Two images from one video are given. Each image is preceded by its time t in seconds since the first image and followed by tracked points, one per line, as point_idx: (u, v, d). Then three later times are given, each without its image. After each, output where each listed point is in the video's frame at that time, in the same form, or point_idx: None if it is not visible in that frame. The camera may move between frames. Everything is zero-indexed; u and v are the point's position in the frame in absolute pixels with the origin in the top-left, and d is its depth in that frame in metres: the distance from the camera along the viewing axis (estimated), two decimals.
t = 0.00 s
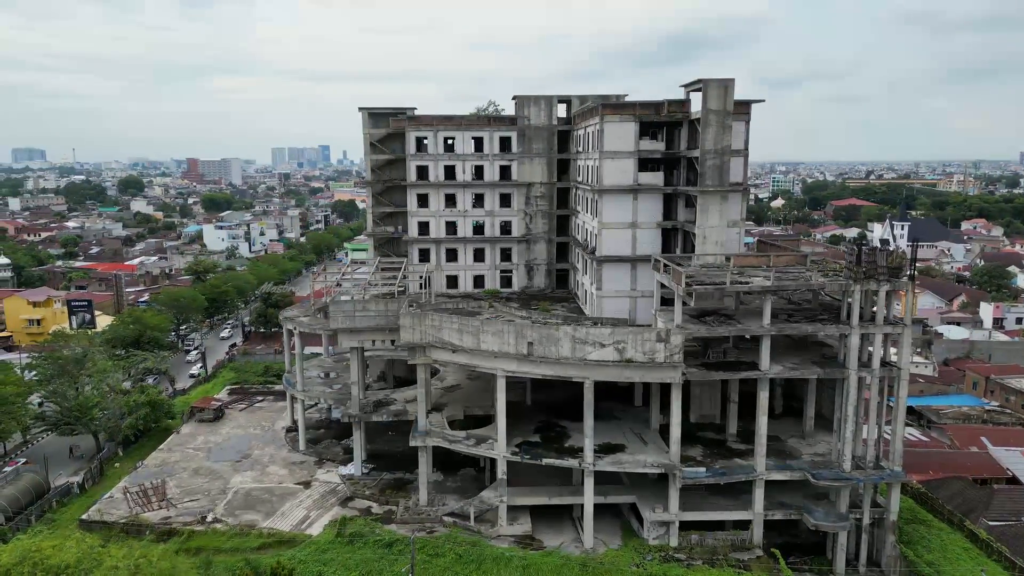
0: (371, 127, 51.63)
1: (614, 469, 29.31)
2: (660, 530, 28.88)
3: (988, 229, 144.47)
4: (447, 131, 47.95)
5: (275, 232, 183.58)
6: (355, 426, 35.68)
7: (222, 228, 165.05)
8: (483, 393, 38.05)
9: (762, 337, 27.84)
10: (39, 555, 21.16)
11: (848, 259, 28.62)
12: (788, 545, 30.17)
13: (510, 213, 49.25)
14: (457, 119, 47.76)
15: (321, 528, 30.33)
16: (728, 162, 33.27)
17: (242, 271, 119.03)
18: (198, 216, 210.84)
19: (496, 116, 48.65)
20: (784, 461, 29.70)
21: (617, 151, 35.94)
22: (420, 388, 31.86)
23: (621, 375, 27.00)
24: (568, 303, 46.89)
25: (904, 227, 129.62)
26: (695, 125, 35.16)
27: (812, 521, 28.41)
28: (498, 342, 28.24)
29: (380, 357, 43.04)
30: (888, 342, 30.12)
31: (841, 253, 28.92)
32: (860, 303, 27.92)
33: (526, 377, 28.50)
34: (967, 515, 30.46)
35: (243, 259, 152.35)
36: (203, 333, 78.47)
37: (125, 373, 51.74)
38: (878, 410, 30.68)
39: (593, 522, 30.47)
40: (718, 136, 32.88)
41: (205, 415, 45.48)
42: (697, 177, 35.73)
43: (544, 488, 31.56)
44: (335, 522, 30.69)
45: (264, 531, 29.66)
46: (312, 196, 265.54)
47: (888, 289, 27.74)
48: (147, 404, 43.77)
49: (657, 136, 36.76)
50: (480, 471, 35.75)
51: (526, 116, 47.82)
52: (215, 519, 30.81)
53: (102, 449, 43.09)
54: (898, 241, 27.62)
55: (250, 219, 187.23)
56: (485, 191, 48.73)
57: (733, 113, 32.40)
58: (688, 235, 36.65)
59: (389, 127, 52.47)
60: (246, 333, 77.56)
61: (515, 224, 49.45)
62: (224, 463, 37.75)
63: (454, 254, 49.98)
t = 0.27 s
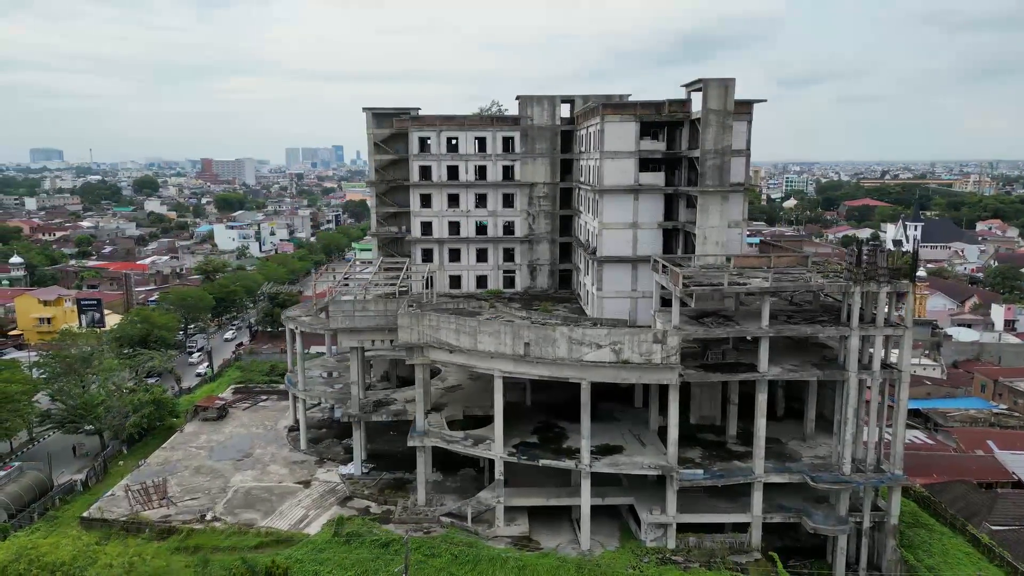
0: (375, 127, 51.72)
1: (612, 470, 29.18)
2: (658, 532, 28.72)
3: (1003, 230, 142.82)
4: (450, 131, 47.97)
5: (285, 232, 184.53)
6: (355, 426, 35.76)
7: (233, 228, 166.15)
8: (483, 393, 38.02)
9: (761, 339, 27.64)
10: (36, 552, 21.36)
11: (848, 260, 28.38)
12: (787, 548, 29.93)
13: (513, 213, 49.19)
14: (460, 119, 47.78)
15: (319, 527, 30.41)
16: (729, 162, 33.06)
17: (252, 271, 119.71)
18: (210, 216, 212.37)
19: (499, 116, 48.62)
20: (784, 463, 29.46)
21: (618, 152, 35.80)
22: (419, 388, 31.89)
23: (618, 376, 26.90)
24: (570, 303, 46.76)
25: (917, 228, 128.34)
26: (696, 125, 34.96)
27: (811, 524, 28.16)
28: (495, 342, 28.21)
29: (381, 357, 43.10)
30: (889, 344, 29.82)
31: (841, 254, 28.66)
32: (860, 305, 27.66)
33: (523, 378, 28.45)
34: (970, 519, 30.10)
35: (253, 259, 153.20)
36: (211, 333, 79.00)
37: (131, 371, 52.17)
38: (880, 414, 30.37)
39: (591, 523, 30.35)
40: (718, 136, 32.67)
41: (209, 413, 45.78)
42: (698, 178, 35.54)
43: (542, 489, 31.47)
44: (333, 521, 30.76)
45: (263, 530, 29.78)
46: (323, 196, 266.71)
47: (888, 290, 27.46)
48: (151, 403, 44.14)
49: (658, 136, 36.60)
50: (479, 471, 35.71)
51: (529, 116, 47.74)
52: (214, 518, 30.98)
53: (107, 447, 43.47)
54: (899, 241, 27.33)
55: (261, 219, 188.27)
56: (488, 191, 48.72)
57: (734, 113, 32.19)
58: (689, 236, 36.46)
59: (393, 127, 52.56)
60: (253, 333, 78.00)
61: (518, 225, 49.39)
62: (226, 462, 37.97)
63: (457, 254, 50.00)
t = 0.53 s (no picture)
0: (379, 127, 51.80)
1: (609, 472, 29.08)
2: (655, 534, 28.63)
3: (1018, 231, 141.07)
4: (453, 131, 48.00)
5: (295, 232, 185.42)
6: (354, 426, 35.83)
7: (243, 228, 167.22)
8: (483, 394, 37.99)
9: (758, 340, 27.45)
10: (32, 548, 21.60)
11: (847, 261, 28.13)
12: (785, 551, 29.71)
13: (515, 214, 49.14)
14: (463, 119, 47.83)
15: (316, 526, 30.49)
16: (729, 163, 32.83)
17: (261, 270, 120.37)
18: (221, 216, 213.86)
19: (502, 116, 48.59)
20: (782, 466, 29.24)
21: (618, 152, 35.65)
22: (416, 389, 31.90)
23: (614, 377, 26.82)
24: (572, 304, 46.62)
25: (929, 229, 127.09)
26: (697, 125, 34.76)
27: (809, 527, 27.94)
28: (492, 343, 28.18)
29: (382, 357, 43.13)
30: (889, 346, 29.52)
31: (841, 255, 28.41)
32: (859, 307, 27.40)
33: (519, 378, 28.41)
34: (972, 523, 29.77)
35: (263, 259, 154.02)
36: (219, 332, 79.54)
37: (137, 370, 52.61)
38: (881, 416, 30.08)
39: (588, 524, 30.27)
40: (718, 136, 32.44)
41: (212, 412, 46.07)
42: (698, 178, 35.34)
43: (540, 490, 31.42)
44: (331, 520, 30.84)
45: (261, 529, 29.92)
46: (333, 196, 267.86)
47: (888, 292, 27.18)
48: (155, 401, 44.47)
49: (659, 136, 36.43)
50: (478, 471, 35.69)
51: (532, 116, 47.66)
52: (213, 516, 31.16)
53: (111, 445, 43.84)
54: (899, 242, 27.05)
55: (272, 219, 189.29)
56: (490, 191, 48.70)
57: (734, 113, 31.97)
58: (689, 236, 36.26)
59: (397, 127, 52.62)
60: (260, 332, 78.45)
61: (521, 225, 49.33)
62: (227, 461, 38.19)
63: (460, 254, 50.00)
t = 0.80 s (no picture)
0: (382, 127, 51.87)
1: (605, 473, 28.99)
2: (651, 536, 28.47)
3: None
4: (455, 131, 48.04)
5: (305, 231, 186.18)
6: (353, 425, 35.92)
7: (253, 228, 168.22)
8: (482, 394, 37.95)
9: (756, 342, 27.28)
10: (28, 545, 21.82)
11: (846, 262, 27.90)
12: (783, 554, 29.50)
13: (518, 214, 49.09)
14: (465, 119, 47.87)
15: (313, 525, 30.61)
16: (728, 163, 32.64)
17: (270, 270, 120.96)
18: (232, 216, 215.16)
19: (504, 116, 48.58)
20: (780, 468, 29.04)
21: (618, 152, 35.53)
22: (414, 388, 31.92)
23: (609, 377, 26.74)
24: (574, 304, 46.49)
25: (942, 229, 125.80)
26: (697, 125, 34.58)
27: (807, 530, 27.75)
28: (488, 343, 28.16)
29: (383, 357, 43.19)
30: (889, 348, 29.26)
31: (840, 257, 28.19)
32: (858, 308, 27.16)
33: (515, 378, 28.37)
34: (974, 527, 29.47)
35: (273, 259, 154.83)
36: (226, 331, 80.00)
37: (143, 368, 53.03)
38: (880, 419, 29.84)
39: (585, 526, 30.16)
40: (718, 136, 32.25)
41: (215, 411, 46.36)
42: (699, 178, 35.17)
43: (537, 491, 31.37)
44: (329, 519, 30.93)
45: (259, 527, 30.06)
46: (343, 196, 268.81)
47: (887, 294, 26.93)
48: (159, 399, 44.81)
49: (659, 136, 36.27)
50: (477, 471, 35.68)
51: (534, 116, 47.58)
52: (212, 514, 31.34)
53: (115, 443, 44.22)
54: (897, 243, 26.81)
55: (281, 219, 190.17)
56: (493, 191, 48.70)
57: (733, 112, 31.76)
58: (690, 236, 36.08)
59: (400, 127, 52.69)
60: (267, 331, 78.86)
61: (523, 225, 49.28)
62: (228, 459, 38.41)
63: (462, 254, 50.01)
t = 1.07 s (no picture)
0: (386, 128, 51.92)
1: (601, 474, 28.90)
2: (647, 537, 28.30)
3: None
4: (457, 132, 48.08)
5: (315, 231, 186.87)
6: (352, 425, 36.03)
7: (263, 227, 169.07)
8: (481, 394, 37.95)
9: (752, 343, 27.13)
10: (23, 541, 22.05)
11: (845, 263, 27.68)
12: (781, 557, 29.27)
13: (520, 214, 49.03)
14: (467, 120, 47.89)
15: (310, 524, 30.73)
16: (727, 163, 32.46)
17: (279, 269, 121.48)
18: (242, 216, 216.40)
19: (507, 116, 48.53)
20: (778, 470, 28.85)
21: (617, 152, 35.41)
22: (411, 388, 31.96)
23: (604, 378, 26.67)
24: (575, 305, 46.37)
25: (954, 230, 124.55)
26: (696, 125, 34.41)
27: (804, 533, 27.53)
28: (484, 343, 28.17)
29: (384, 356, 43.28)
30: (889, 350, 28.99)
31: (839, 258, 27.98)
32: (856, 310, 26.94)
33: (511, 378, 28.36)
34: (975, 531, 29.14)
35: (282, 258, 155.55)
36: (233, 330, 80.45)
37: (148, 367, 53.49)
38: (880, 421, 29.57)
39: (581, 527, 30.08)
40: (717, 136, 32.07)
41: (218, 409, 46.65)
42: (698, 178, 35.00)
43: (534, 491, 31.33)
44: (325, 518, 31.02)
45: (256, 525, 30.22)
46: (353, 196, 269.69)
47: (885, 295, 26.69)
48: (162, 398, 45.14)
49: (659, 136, 36.11)
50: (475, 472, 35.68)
51: (536, 117, 47.49)
52: (210, 512, 31.54)
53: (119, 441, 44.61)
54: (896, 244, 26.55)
55: (291, 218, 190.98)
56: (495, 191, 48.68)
57: (733, 112, 31.57)
58: (690, 237, 35.91)
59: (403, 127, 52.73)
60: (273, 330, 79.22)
61: (525, 225, 49.22)
62: (229, 458, 38.64)
63: (464, 254, 50.03)
